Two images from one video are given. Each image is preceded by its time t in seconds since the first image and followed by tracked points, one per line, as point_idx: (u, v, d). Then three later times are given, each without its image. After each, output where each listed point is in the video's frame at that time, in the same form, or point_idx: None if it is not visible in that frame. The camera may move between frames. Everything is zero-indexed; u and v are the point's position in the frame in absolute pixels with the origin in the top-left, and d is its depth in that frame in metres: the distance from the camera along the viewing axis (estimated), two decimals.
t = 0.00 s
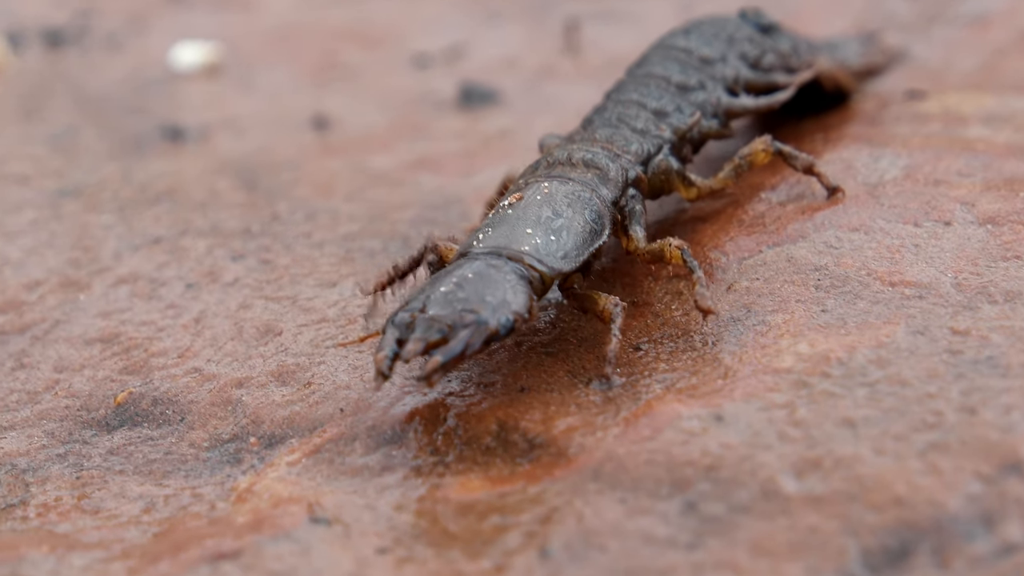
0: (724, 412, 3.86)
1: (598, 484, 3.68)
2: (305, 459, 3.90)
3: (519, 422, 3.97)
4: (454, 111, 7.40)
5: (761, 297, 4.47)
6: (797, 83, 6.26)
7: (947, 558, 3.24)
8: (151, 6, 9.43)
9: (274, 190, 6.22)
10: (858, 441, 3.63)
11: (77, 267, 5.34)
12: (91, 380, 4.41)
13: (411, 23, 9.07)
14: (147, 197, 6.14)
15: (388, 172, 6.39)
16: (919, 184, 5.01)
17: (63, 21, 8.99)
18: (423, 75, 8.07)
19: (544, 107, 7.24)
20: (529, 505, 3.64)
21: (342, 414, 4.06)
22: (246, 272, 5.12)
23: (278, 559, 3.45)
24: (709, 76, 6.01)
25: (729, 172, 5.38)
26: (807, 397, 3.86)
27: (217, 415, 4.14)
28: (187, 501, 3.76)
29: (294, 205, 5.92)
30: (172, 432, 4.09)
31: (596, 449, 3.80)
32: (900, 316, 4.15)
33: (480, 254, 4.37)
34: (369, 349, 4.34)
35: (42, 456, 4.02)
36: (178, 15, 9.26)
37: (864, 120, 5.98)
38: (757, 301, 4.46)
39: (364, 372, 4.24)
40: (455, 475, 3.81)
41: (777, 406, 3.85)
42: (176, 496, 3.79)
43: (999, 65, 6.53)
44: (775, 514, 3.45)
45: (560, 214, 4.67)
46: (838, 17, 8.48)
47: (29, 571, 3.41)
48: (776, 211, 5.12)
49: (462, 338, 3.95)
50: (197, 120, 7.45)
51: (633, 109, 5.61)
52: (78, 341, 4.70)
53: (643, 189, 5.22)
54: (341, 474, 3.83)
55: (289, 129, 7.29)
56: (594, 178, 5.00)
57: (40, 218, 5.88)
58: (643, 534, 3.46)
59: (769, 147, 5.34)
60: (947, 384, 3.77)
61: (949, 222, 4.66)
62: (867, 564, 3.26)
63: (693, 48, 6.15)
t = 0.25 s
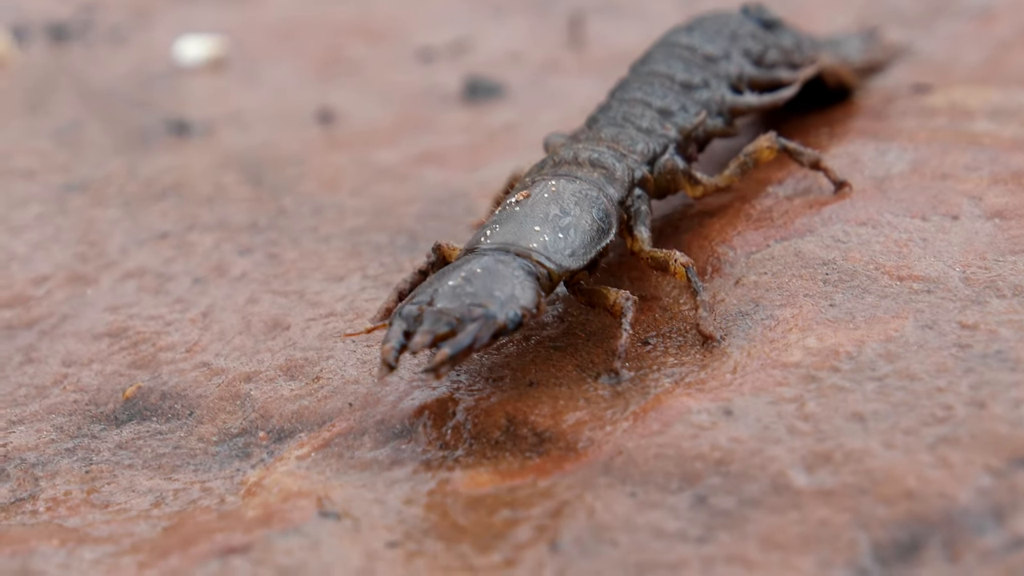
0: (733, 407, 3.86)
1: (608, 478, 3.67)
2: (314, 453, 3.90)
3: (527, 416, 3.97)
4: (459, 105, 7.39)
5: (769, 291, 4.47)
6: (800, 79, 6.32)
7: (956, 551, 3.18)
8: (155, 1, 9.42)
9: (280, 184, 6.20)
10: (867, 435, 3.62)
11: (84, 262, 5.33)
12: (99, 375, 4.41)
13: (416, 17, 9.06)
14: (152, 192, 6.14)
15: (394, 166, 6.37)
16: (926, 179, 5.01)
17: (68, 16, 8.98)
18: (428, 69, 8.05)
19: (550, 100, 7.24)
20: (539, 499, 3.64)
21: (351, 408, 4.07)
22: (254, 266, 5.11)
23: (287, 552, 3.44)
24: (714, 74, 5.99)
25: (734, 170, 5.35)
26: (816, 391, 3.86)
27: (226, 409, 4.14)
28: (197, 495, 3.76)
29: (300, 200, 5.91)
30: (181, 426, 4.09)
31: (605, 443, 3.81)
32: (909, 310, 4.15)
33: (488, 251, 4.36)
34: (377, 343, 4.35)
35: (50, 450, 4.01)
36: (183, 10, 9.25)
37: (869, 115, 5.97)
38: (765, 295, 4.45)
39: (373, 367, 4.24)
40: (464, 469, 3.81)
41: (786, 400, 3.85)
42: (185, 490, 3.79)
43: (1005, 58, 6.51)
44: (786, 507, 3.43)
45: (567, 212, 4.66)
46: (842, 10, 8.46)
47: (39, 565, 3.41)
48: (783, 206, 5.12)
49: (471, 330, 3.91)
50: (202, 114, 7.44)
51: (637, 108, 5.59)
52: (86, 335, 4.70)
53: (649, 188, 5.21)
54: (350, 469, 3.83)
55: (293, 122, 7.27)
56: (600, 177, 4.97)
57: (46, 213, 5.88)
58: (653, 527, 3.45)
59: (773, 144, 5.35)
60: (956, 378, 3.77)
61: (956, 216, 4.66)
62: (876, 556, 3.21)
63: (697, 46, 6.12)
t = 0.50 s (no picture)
0: (742, 400, 3.86)
1: (618, 471, 3.66)
2: (324, 447, 3.91)
3: (536, 410, 3.99)
4: (465, 104, 7.40)
5: (778, 286, 4.47)
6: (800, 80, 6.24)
7: (968, 543, 3.18)
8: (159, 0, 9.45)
9: (286, 181, 6.20)
10: (877, 427, 3.62)
11: (92, 258, 5.35)
12: (108, 370, 4.42)
13: (420, 16, 9.06)
14: (159, 190, 6.16)
15: (400, 164, 6.38)
16: (933, 175, 5.02)
17: (73, 15, 9.01)
18: (431, 67, 8.05)
19: (555, 99, 7.26)
20: (548, 491, 3.63)
21: (360, 402, 4.10)
22: (261, 263, 5.13)
23: (297, 543, 3.43)
24: (714, 75, 5.98)
25: (737, 171, 5.36)
26: (825, 384, 3.87)
27: (235, 403, 4.15)
28: (206, 488, 3.76)
29: (306, 197, 5.92)
30: (190, 420, 4.10)
31: (614, 436, 3.81)
32: (918, 304, 4.15)
33: (491, 246, 4.41)
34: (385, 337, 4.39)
35: (59, 443, 4.01)
36: (187, 10, 9.27)
37: (875, 113, 5.99)
38: (774, 289, 4.46)
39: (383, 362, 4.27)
40: (474, 462, 3.81)
41: (795, 393, 3.85)
42: (194, 483, 3.79)
43: (1011, 57, 6.52)
44: (797, 499, 3.42)
45: (571, 210, 4.68)
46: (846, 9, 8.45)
47: (50, 557, 3.41)
48: (791, 202, 5.13)
49: (474, 324, 3.96)
50: (208, 113, 7.45)
51: (639, 110, 5.60)
52: (94, 331, 4.71)
53: (651, 189, 5.20)
54: (360, 462, 3.84)
55: (298, 120, 7.28)
56: (603, 178, 4.96)
57: (53, 211, 5.90)
58: (663, 519, 3.44)
59: (777, 146, 5.36)
60: (966, 371, 3.76)
61: (964, 212, 4.66)
62: (888, 548, 3.20)
63: (697, 47, 6.11)
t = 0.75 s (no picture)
0: (751, 394, 3.87)
1: (628, 465, 3.66)
2: (332, 441, 3.91)
3: (546, 405, 4.01)
4: (472, 100, 7.39)
5: (786, 281, 4.49)
6: (802, 80, 6.23)
7: (979, 536, 3.15)
8: None
9: (294, 176, 6.21)
10: (886, 422, 3.61)
11: (100, 253, 5.36)
12: (117, 365, 4.42)
13: (426, 12, 9.06)
14: (165, 186, 6.16)
15: (407, 159, 6.37)
16: (941, 170, 5.01)
17: (79, 12, 9.03)
18: (437, 63, 8.03)
19: (562, 95, 7.26)
20: (558, 486, 3.63)
21: (369, 397, 4.10)
22: (270, 258, 5.13)
23: (307, 537, 3.43)
24: (716, 77, 5.93)
25: (741, 174, 5.35)
26: (835, 378, 3.86)
27: (244, 398, 4.16)
28: (216, 482, 3.77)
29: (313, 193, 5.92)
30: (199, 415, 4.11)
31: (624, 430, 3.81)
32: (926, 299, 4.14)
33: (498, 243, 4.40)
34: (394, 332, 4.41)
35: (68, 438, 4.01)
36: (193, 6, 9.27)
37: (882, 109, 5.99)
38: (782, 284, 4.48)
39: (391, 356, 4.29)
40: (483, 456, 3.82)
41: (804, 387, 3.86)
42: (204, 478, 3.79)
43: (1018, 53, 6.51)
44: (807, 493, 3.41)
45: (578, 210, 4.67)
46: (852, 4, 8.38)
47: (60, 551, 3.39)
48: (799, 197, 5.14)
49: (483, 319, 3.94)
50: (215, 107, 7.44)
51: (644, 113, 5.58)
52: (103, 326, 4.72)
53: (657, 193, 5.17)
54: (369, 457, 3.84)
55: (305, 116, 7.27)
56: (609, 180, 4.94)
57: (61, 207, 5.91)
58: (673, 513, 3.43)
59: (782, 149, 5.35)
60: (975, 365, 3.76)
61: (972, 206, 4.66)
62: (898, 542, 3.18)
63: (699, 48, 6.07)
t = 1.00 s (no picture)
0: (760, 388, 3.88)
1: (637, 461, 3.68)
2: (342, 436, 3.93)
3: (555, 398, 4.03)
4: (479, 94, 7.36)
5: (794, 275, 4.50)
6: (805, 81, 6.21)
7: (988, 531, 3.12)
8: None
9: (303, 170, 6.22)
10: (896, 417, 3.60)
11: (108, 247, 5.35)
12: (126, 359, 4.42)
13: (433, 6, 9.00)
14: (173, 180, 6.16)
15: (415, 154, 6.38)
16: (949, 164, 5.01)
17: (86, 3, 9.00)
18: (443, 58, 7.98)
19: (570, 89, 7.25)
20: (567, 480, 3.64)
21: (378, 392, 4.13)
22: (278, 252, 5.13)
23: (316, 532, 3.43)
24: (721, 77, 5.87)
25: (746, 175, 5.33)
26: (844, 372, 3.87)
27: (254, 393, 4.18)
28: (225, 477, 3.77)
29: (321, 187, 5.93)
30: (209, 410, 4.12)
31: (634, 426, 3.83)
32: (935, 293, 4.14)
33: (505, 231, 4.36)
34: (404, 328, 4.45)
35: (78, 433, 4.01)
36: None
37: (890, 104, 5.98)
38: (791, 278, 4.48)
39: (400, 351, 4.33)
40: (493, 450, 3.83)
41: (813, 382, 3.86)
42: (214, 472, 3.80)
43: None
44: (816, 488, 3.40)
45: (585, 203, 4.64)
46: None
47: (70, 546, 3.37)
48: (807, 191, 5.16)
49: (490, 300, 3.87)
50: (224, 101, 7.41)
51: (649, 112, 5.53)
52: (112, 320, 4.72)
53: (663, 192, 5.18)
54: (378, 452, 3.85)
55: (313, 109, 7.23)
56: (616, 178, 4.91)
57: (69, 201, 5.90)
58: (683, 508, 3.43)
59: (786, 152, 5.30)
60: (984, 360, 3.76)
61: (981, 201, 4.65)
62: (907, 537, 3.15)
63: (703, 48, 5.97)
